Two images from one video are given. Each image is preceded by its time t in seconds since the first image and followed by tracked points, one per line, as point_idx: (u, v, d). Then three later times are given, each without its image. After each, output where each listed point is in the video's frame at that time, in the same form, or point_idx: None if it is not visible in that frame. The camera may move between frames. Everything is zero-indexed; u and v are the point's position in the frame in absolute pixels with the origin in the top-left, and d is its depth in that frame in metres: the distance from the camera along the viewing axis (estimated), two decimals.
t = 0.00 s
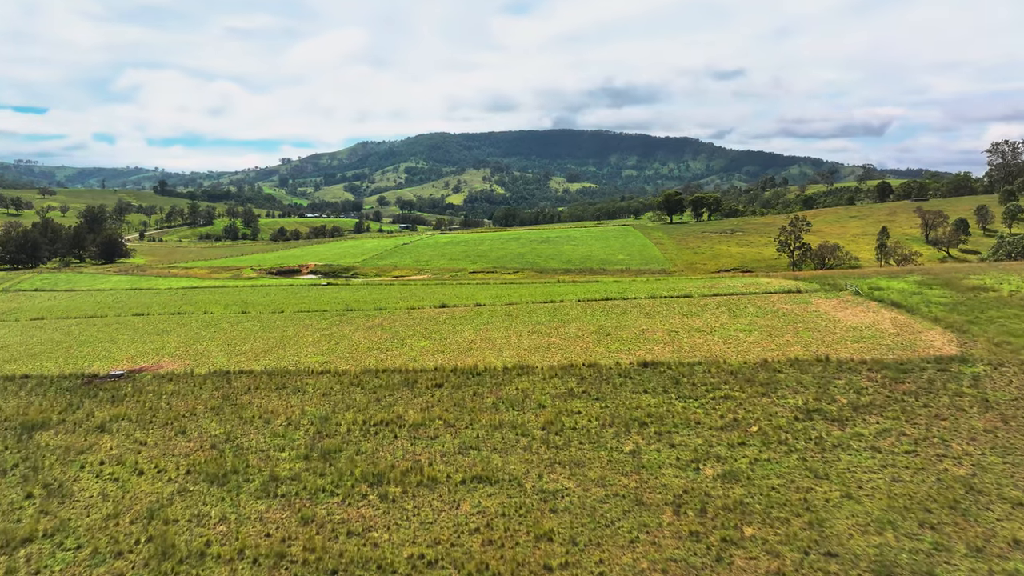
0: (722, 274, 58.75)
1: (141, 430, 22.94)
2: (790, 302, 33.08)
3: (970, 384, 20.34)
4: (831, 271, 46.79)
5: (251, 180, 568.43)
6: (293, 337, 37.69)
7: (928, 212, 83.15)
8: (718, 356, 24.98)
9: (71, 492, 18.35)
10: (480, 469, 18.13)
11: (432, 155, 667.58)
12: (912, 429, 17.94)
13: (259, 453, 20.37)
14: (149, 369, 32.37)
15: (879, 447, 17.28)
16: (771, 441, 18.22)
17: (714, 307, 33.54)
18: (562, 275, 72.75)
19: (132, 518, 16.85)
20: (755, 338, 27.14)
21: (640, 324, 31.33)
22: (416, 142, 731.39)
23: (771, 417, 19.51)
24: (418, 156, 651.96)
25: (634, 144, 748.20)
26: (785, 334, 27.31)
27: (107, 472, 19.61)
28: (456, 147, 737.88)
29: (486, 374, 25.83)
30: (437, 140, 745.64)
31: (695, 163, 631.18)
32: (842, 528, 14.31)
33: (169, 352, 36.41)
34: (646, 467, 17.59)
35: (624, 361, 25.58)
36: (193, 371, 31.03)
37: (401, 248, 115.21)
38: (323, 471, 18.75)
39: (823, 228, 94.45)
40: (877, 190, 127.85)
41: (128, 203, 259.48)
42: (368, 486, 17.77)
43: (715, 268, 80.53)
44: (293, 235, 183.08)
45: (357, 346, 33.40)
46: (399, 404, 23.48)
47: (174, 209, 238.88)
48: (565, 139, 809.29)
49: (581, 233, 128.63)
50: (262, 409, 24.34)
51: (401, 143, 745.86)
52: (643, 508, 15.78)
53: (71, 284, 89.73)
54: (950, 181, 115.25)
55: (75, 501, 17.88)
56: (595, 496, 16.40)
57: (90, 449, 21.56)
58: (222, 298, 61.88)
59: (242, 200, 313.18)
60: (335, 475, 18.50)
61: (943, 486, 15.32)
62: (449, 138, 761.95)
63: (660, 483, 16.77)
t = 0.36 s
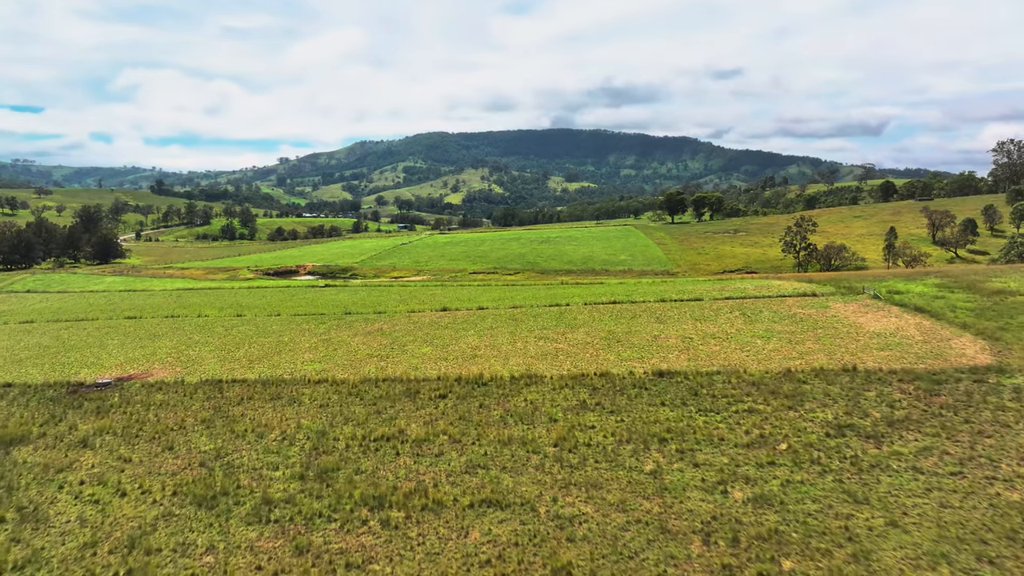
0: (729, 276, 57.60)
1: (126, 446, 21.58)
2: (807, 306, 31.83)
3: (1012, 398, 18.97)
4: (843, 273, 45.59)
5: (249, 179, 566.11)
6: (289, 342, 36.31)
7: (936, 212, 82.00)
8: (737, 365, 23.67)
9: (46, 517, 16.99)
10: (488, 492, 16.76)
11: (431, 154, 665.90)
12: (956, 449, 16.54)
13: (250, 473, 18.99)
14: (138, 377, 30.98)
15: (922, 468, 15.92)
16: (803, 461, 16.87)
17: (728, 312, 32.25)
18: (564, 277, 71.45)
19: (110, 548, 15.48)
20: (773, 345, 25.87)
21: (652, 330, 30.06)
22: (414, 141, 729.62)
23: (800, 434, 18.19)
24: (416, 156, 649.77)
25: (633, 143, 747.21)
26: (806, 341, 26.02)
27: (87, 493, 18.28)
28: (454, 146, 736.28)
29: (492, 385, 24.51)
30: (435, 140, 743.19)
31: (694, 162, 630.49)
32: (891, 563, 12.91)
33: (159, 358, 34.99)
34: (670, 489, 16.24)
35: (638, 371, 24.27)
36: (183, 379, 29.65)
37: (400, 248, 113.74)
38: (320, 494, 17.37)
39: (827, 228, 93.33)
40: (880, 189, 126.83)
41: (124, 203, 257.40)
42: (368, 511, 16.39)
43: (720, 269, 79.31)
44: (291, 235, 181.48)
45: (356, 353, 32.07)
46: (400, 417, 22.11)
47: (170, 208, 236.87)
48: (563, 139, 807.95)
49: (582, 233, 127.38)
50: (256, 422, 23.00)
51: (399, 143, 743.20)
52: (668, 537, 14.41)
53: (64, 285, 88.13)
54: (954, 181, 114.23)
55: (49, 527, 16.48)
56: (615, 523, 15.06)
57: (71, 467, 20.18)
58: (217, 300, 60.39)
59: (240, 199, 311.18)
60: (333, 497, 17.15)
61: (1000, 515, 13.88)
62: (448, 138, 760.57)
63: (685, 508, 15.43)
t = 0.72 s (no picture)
0: (736, 278, 56.39)
1: (109, 464, 20.20)
2: (825, 311, 30.56)
3: None
4: (855, 275, 44.39)
5: (246, 179, 563.41)
6: (284, 348, 34.87)
7: (942, 212, 80.95)
8: (759, 376, 22.37)
9: (17, 546, 15.58)
10: (500, 519, 15.40)
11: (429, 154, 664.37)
12: (1008, 471, 15.19)
13: (241, 496, 17.60)
14: (125, 387, 29.52)
15: (972, 492, 14.58)
16: (841, 484, 15.53)
17: (743, 317, 30.98)
18: (567, 278, 70.12)
19: None
20: (795, 353, 24.60)
21: (664, 336, 28.81)
22: (412, 141, 727.75)
23: (834, 452, 16.86)
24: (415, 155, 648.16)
25: (631, 143, 746.43)
26: (829, 349, 24.70)
27: (63, 519, 16.88)
28: (453, 146, 734.92)
29: (499, 396, 23.22)
30: (433, 139, 741.38)
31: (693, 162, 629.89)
32: None
33: (149, 366, 33.56)
34: (698, 516, 14.88)
35: (653, 381, 22.96)
36: (173, 389, 28.25)
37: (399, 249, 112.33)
38: (315, 521, 15.98)
39: (832, 228, 92.21)
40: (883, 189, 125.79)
41: (120, 203, 255.32)
42: (368, 541, 15.03)
43: (724, 270, 78.16)
44: (289, 235, 179.94)
45: (354, 360, 30.69)
46: (402, 433, 20.75)
47: (167, 208, 234.97)
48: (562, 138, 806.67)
49: (582, 233, 126.19)
50: (248, 437, 21.65)
51: (397, 142, 741.06)
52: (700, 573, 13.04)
53: (57, 286, 86.50)
54: (958, 180, 113.27)
55: (19, 559, 15.10)
56: (639, 556, 13.69)
57: (48, 488, 18.77)
58: (212, 303, 58.91)
59: (237, 199, 309.18)
60: (330, 524, 15.78)
61: None
62: (446, 137, 758.85)
63: (716, 538, 14.09)
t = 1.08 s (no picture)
0: (743, 279, 55.14)
1: (91, 484, 18.80)
2: (846, 316, 29.27)
3: None
4: (868, 277, 43.13)
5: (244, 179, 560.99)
6: (280, 355, 33.44)
7: (949, 212, 79.90)
8: (784, 388, 21.04)
9: None
10: (513, 550, 14.02)
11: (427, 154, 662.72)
12: None
13: (230, 522, 16.23)
14: (112, 397, 28.05)
15: None
16: (886, 510, 14.17)
17: (759, 323, 29.70)
18: (570, 280, 68.83)
19: None
20: (820, 362, 23.28)
21: (678, 343, 27.49)
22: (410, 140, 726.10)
23: (876, 473, 15.51)
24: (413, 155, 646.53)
25: (630, 143, 745.57)
26: (855, 358, 23.35)
27: (35, 549, 15.47)
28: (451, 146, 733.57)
29: (507, 409, 21.89)
30: (432, 139, 739.09)
31: (692, 162, 629.33)
32: None
33: (139, 374, 32.14)
34: (732, 548, 13.52)
35: (671, 393, 21.64)
36: (162, 400, 26.80)
37: (398, 249, 110.95)
38: (311, 552, 14.60)
39: (836, 228, 91.11)
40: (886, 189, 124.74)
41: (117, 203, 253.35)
42: None
43: (728, 271, 76.91)
44: (287, 235, 178.37)
45: (353, 369, 29.31)
46: (405, 451, 19.38)
47: (163, 208, 233.07)
48: (560, 138, 805.55)
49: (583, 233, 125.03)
50: (240, 454, 20.28)
51: (395, 142, 738.47)
52: None
53: (51, 288, 84.91)
54: (962, 180, 112.26)
55: None
56: None
57: (23, 512, 17.37)
58: (207, 306, 57.42)
59: (234, 199, 307.24)
60: (328, 556, 14.42)
61: None
62: (444, 137, 757.46)
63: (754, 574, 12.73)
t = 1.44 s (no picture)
0: (752, 280, 53.89)
1: (69, 509, 17.40)
2: (868, 321, 28.01)
3: None
4: (883, 279, 41.94)
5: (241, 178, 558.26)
6: (275, 362, 32.02)
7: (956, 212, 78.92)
8: (812, 402, 19.73)
9: None
10: None
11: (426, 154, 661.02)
12: None
13: (218, 553, 14.85)
14: (97, 408, 26.60)
15: None
16: (941, 543, 12.80)
17: (777, 329, 28.43)
18: (573, 282, 67.57)
19: None
20: (848, 373, 21.96)
21: (694, 351, 26.18)
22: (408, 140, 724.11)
23: (925, 499, 14.16)
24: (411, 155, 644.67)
25: (628, 142, 744.66)
26: (884, 367, 22.03)
27: None
28: (449, 145, 731.88)
29: (516, 423, 20.56)
30: (429, 138, 736.97)
31: (690, 161, 628.83)
32: None
33: (127, 383, 30.63)
34: None
35: (692, 407, 20.34)
36: (150, 412, 25.41)
37: (397, 250, 109.44)
38: None
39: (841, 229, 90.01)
40: (889, 188, 123.77)
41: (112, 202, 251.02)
42: None
43: (733, 272, 75.75)
44: (284, 235, 176.75)
45: (352, 378, 27.96)
46: (408, 471, 18.03)
47: (159, 208, 230.97)
48: (558, 138, 804.52)
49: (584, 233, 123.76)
50: (231, 474, 18.92)
51: (393, 141, 736.91)
52: None
53: (43, 289, 83.18)
54: (966, 179, 111.39)
55: None
56: None
57: None
58: (201, 309, 55.90)
59: (231, 199, 305.08)
60: None
61: None
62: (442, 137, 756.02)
63: None
